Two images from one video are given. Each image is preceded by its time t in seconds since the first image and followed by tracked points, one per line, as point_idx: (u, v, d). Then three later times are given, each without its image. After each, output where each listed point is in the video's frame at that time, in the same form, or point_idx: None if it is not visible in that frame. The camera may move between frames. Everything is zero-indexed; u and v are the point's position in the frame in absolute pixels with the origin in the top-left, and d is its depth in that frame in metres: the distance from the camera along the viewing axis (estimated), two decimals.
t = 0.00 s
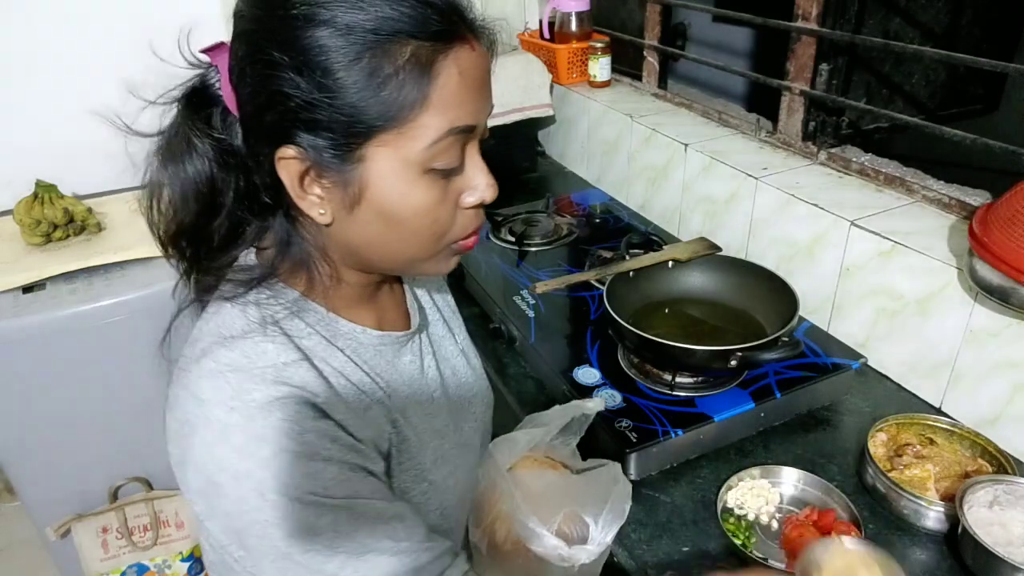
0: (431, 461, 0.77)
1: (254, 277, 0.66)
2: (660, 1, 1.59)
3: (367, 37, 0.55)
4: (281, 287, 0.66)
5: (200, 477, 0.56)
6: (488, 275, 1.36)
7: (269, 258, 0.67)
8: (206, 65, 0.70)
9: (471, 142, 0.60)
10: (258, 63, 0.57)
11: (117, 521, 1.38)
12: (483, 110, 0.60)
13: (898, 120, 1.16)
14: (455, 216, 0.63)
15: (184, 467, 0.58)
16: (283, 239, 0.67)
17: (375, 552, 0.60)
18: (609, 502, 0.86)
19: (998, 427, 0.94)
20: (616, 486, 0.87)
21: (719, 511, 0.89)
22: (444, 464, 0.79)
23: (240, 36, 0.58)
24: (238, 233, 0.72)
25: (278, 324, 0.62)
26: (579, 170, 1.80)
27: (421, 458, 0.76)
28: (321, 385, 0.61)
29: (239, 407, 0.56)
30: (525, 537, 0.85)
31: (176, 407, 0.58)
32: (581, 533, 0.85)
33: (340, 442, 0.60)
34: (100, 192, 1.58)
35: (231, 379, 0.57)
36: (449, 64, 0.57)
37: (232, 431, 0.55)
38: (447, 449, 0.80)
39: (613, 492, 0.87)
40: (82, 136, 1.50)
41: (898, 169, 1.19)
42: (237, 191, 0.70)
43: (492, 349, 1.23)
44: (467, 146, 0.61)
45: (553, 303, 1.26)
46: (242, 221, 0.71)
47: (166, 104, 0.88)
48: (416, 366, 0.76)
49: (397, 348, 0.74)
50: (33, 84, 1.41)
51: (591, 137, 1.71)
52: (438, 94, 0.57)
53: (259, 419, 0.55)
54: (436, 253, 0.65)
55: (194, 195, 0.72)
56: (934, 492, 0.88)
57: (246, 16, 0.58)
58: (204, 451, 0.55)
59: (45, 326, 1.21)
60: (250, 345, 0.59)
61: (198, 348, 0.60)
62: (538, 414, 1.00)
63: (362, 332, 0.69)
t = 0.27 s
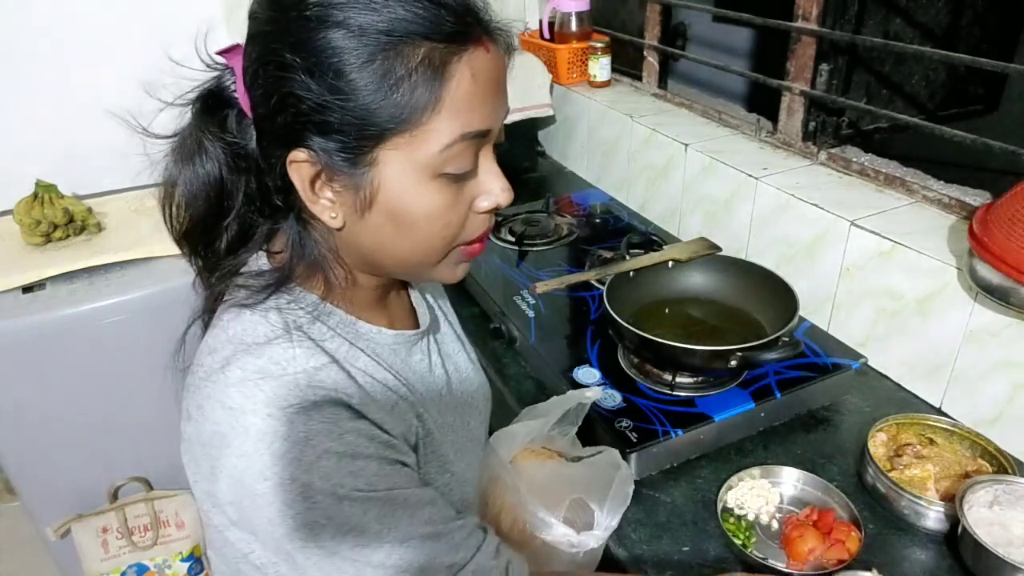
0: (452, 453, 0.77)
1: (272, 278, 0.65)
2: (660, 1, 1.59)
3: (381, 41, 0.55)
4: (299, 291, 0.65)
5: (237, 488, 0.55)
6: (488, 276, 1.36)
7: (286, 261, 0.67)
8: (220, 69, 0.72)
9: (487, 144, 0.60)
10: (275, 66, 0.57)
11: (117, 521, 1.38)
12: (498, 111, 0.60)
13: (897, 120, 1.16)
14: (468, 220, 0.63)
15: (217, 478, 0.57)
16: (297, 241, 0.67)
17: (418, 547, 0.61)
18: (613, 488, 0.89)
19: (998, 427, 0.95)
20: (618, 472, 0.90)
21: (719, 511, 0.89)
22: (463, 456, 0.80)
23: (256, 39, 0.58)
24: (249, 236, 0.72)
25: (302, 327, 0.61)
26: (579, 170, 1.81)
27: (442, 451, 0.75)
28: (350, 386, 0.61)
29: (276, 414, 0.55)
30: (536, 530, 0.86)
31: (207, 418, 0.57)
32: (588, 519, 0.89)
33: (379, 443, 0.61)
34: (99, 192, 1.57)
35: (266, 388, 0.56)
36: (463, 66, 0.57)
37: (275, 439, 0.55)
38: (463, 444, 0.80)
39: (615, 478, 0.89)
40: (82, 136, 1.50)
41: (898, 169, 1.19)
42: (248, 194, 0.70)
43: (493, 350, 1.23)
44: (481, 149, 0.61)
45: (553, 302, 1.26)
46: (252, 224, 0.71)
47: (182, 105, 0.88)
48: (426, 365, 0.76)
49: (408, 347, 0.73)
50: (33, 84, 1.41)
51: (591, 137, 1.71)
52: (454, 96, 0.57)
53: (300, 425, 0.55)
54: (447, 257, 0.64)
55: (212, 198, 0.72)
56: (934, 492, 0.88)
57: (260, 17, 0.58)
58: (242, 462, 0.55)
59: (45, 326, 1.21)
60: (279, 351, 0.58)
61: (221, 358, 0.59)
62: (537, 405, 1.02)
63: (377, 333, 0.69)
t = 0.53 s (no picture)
0: (448, 454, 0.77)
1: (269, 271, 0.66)
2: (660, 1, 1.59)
3: (348, 26, 0.56)
4: (294, 286, 0.65)
5: (226, 482, 0.56)
6: (488, 276, 1.36)
7: (277, 254, 0.68)
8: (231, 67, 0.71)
9: (456, 137, 0.59)
10: (261, 58, 0.60)
11: (117, 521, 1.38)
12: (470, 104, 0.58)
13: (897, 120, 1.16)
14: (441, 218, 0.61)
15: (207, 469, 0.57)
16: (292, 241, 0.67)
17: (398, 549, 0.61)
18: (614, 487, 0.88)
19: (998, 427, 0.94)
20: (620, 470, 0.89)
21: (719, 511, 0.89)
22: (460, 456, 0.79)
23: (250, 34, 0.61)
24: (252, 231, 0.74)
25: (298, 324, 0.62)
26: (579, 170, 1.80)
27: (439, 450, 0.75)
28: (345, 384, 0.62)
29: (269, 410, 0.55)
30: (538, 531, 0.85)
31: (199, 409, 0.58)
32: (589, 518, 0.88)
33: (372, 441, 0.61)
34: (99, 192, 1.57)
35: (261, 384, 0.56)
36: (430, 56, 0.56)
37: (264, 434, 0.55)
38: (462, 443, 0.80)
39: (616, 477, 0.89)
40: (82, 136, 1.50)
41: (898, 169, 1.19)
42: (251, 191, 0.72)
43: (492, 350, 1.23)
44: (454, 143, 0.59)
45: (553, 302, 1.26)
46: (256, 219, 0.72)
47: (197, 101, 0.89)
48: (425, 364, 0.77)
49: (407, 345, 0.74)
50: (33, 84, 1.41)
51: (591, 137, 1.71)
52: (415, 85, 0.56)
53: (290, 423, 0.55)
54: (419, 255, 0.63)
55: (219, 193, 0.75)
56: (934, 492, 0.88)
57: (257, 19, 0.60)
58: (233, 458, 0.55)
59: (45, 326, 1.21)
60: (275, 347, 0.58)
61: (216, 352, 0.59)
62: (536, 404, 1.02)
63: (376, 332, 0.70)
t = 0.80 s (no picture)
0: (409, 462, 0.77)
1: (254, 251, 0.71)
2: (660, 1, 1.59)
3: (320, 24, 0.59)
4: (279, 268, 0.69)
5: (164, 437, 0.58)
6: (488, 275, 1.36)
7: (269, 236, 0.73)
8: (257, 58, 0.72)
9: (387, 135, 0.59)
10: (263, 49, 0.65)
11: (117, 521, 1.38)
12: (405, 105, 0.59)
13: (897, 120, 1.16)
14: (367, 220, 0.62)
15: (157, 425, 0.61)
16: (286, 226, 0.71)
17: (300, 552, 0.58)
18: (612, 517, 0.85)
19: (998, 427, 0.94)
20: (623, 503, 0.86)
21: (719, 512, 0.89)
22: (426, 466, 0.79)
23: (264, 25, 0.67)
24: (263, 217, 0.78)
25: (267, 302, 0.65)
26: (579, 170, 1.80)
27: (399, 458, 0.76)
28: (292, 370, 0.63)
29: (207, 374, 0.57)
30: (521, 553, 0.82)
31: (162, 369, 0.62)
32: (579, 548, 0.83)
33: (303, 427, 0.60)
34: (100, 192, 1.57)
35: (208, 349, 0.59)
36: (374, 54, 0.58)
37: (198, 396, 0.57)
38: (437, 451, 0.80)
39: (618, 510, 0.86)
40: (82, 136, 1.50)
41: (898, 169, 1.19)
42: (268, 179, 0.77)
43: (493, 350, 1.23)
44: (386, 144, 0.60)
45: (553, 303, 1.26)
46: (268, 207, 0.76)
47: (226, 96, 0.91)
48: (412, 366, 0.77)
49: (394, 346, 0.75)
50: (33, 84, 1.41)
51: (591, 137, 1.71)
52: (347, 75, 0.58)
53: (220, 389, 0.57)
54: (350, 251, 0.64)
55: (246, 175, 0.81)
56: (934, 491, 0.88)
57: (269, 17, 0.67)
58: (171, 412, 0.58)
59: (45, 326, 1.21)
60: (235, 317, 0.61)
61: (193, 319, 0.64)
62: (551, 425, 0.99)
63: (356, 324, 0.71)
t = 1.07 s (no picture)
0: (387, 463, 0.78)
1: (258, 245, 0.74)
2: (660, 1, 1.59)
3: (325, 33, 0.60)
4: (274, 260, 0.72)
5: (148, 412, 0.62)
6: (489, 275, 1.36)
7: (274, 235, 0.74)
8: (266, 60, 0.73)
9: (389, 145, 0.59)
10: (272, 52, 0.65)
11: (117, 521, 1.38)
12: (408, 116, 0.59)
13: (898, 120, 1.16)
14: (369, 226, 0.62)
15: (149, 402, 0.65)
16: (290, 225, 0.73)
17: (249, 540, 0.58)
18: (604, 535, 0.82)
19: (998, 427, 0.94)
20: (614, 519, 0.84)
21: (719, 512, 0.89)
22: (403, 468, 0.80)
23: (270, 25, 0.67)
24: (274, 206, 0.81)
25: (257, 293, 0.68)
26: (579, 170, 1.81)
27: (375, 457, 0.77)
28: (270, 361, 0.65)
29: (187, 355, 0.60)
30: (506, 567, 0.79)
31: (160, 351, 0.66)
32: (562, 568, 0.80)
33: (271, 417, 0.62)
34: (100, 192, 1.57)
35: (192, 332, 0.62)
36: (379, 65, 0.58)
37: (175, 374, 0.60)
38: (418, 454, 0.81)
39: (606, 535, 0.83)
40: (82, 136, 1.50)
41: (898, 169, 1.19)
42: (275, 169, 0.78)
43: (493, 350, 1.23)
44: (389, 152, 0.60)
45: (553, 303, 1.26)
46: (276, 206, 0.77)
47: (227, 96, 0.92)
48: (402, 367, 0.79)
49: (386, 346, 0.77)
50: (33, 84, 1.42)
51: (592, 137, 1.71)
52: (352, 86, 0.58)
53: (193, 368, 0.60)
54: (352, 258, 0.64)
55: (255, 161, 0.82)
56: (934, 491, 0.88)
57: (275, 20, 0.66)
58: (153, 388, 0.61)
59: (46, 326, 1.21)
60: (223, 304, 0.64)
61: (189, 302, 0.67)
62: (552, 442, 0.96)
63: (347, 321, 0.73)
